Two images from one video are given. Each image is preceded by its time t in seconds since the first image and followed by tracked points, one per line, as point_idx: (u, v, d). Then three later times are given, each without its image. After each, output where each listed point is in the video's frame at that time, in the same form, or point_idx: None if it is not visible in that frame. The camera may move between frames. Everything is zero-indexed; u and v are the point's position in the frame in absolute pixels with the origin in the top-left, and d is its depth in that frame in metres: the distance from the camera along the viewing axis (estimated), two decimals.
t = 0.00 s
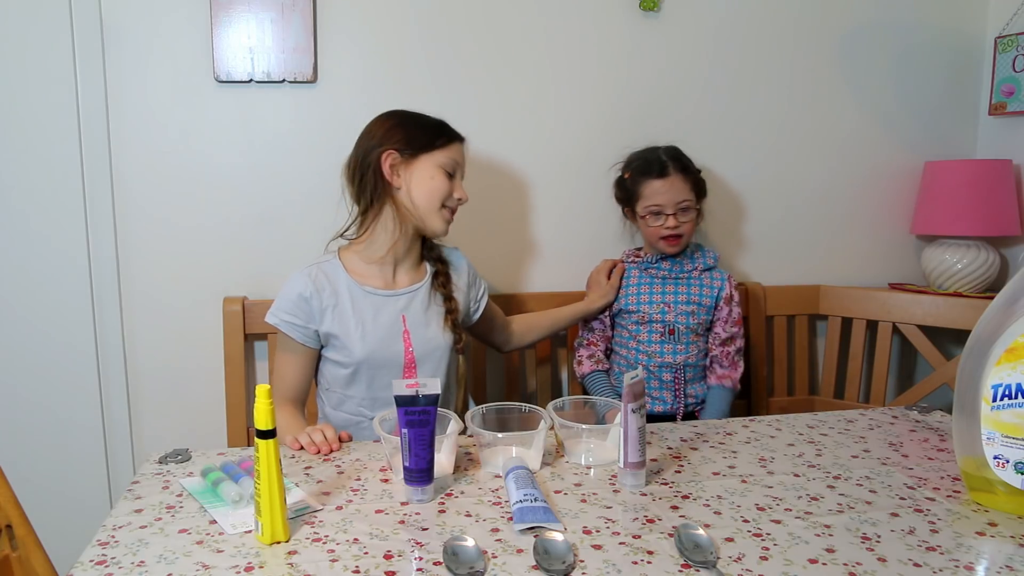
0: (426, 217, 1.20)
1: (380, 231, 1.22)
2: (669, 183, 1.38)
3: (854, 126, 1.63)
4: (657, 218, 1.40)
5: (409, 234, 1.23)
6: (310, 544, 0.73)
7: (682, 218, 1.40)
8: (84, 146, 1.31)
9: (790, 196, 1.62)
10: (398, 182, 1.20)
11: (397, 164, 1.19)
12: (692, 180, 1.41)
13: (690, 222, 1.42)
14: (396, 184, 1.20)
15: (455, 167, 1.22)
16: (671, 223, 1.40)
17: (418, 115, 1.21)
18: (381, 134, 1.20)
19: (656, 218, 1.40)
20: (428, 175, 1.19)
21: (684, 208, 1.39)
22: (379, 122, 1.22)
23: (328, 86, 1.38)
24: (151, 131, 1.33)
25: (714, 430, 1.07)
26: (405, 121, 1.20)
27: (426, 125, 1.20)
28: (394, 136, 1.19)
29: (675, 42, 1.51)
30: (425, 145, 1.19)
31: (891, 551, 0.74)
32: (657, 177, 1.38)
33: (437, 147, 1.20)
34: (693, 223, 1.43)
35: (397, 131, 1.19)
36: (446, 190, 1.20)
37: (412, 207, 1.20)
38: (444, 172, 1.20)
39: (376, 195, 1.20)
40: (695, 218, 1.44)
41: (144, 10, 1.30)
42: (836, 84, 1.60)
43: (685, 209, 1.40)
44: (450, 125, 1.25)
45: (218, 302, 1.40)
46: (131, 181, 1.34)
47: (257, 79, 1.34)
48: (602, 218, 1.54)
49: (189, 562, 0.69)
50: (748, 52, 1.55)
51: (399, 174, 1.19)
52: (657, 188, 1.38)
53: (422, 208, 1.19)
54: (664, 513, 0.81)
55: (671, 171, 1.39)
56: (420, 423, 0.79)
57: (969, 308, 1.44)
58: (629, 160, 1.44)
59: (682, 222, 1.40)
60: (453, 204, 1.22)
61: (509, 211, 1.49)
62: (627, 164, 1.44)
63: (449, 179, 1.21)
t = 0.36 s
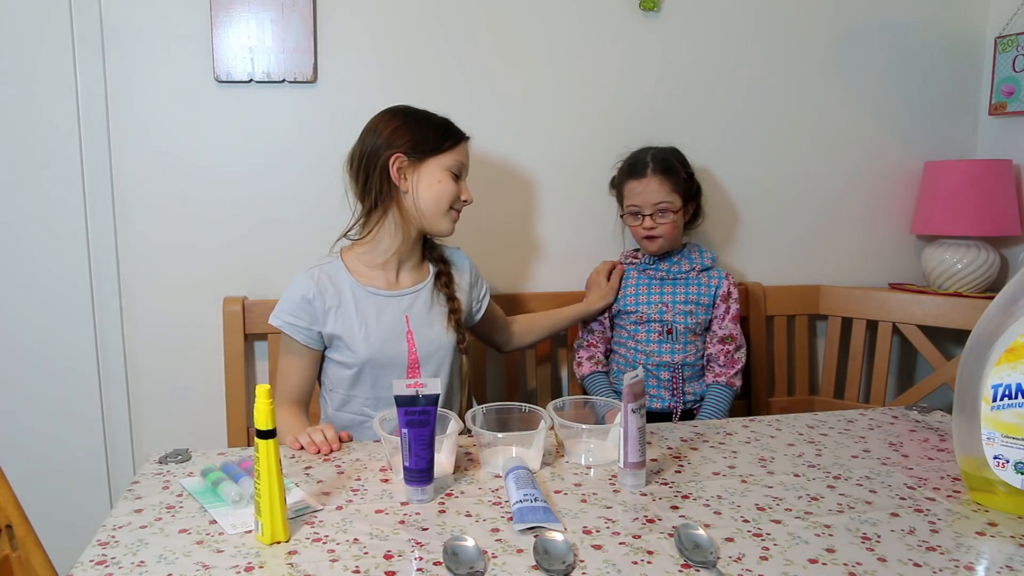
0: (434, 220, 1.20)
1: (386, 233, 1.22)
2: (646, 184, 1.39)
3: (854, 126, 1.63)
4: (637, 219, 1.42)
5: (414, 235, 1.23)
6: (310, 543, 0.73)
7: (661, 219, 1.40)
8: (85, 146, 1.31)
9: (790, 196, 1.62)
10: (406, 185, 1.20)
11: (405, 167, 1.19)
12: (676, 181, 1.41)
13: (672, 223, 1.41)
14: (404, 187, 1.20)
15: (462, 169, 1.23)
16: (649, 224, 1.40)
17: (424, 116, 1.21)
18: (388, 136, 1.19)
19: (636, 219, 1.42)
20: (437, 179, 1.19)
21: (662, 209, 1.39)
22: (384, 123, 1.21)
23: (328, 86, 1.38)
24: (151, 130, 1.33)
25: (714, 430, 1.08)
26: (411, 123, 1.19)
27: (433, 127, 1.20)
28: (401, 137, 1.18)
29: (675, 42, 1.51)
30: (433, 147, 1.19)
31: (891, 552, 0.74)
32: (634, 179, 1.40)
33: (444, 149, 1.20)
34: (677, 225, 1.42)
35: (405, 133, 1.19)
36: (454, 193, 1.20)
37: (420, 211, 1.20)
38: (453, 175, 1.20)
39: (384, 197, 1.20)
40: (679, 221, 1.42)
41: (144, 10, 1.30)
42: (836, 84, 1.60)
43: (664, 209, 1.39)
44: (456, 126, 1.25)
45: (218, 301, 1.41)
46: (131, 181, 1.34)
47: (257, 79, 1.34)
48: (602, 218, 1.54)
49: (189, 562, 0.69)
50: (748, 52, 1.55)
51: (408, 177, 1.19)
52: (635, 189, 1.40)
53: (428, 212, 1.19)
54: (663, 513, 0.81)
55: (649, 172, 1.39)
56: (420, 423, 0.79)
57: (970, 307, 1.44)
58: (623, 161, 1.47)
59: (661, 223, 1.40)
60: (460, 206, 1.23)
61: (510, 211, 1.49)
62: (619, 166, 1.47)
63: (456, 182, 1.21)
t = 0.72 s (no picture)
0: (433, 221, 1.20)
1: (386, 234, 1.22)
2: (638, 179, 1.41)
3: (854, 126, 1.63)
4: (629, 212, 1.43)
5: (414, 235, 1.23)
6: (310, 543, 0.73)
7: (652, 214, 1.41)
8: (85, 146, 1.32)
9: (790, 196, 1.62)
10: (405, 186, 1.20)
11: (405, 168, 1.19)
12: (672, 178, 1.41)
13: (664, 219, 1.41)
14: (403, 188, 1.20)
15: (463, 170, 1.22)
16: (640, 217, 1.41)
17: (425, 116, 1.21)
18: (389, 135, 1.19)
19: (629, 213, 1.43)
20: (436, 180, 1.19)
21: (653, 203, 1.40)
22: (385, 122, 1.20)
23: (328, 86, 1.38)
24: (151, 130, 1.33)
25: (714, 430, 1.08)
26: (412, 123, 1.19)
27: (434, 127, 1.20)
28: (402, 138, 1.18)
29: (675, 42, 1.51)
30: (433, 147, 1.18)
31: (891, 552, 0.74)
32: (628, 174, 1.42)
33: (445, 150, 1.20)
34: (670, 222, 1.42)
35: (406, 132, 1.18)
36: (454, 194, 1.20)
37: (419, 211, 1.20)
38: (452, 176, 1.20)
39: (384, 197, 1.20)
40: (674, 215, 1.43)
41: (144, 9, 1.30)
42: (836, 84, 1.60)
43: (656, 204, 1.40)
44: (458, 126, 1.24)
45: (218, 301, 1.41)
46: (131, 181, 1.34)
47: (257, 79, 1.34)
48: (602, 218, 1.54)
49: (189, 562, 0.69)
50: (748, 52, 1.55)
51: (407, 178, 1.19)
52: (630, 182, 1.42)
53: (427, 213, 1.19)
54: (664, 513, 0.81)
55: (644, 167, 1.40)
56: (420, 423, 0.79)
57: (970, 307, 1.44)
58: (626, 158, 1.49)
59: (652, 217, 1.41)
60: (460, 207, 1.22)
61: (510, 210, 1.49)
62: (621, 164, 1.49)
63: (456, 182, 1.21)
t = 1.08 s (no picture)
0: (429, 221, 1.20)
1: (384, 234, 1.22)
2: (627, 169, 1.44)
3: (854, 126, 1.63)
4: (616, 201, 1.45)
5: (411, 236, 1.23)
6: (311, 543, 0.73)
7: (634, 203, 1.41)
8: (85, 146, 1.32)
9: (790, 196, 1.62)
10: (402, 187, 1.20)
11: (401, 169, 1.19)
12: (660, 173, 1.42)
13: (645, 210, 1.41)
14: (400, 189, 1.20)
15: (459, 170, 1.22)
16: (622, 205, 1.42)
17: (423, 116, 1.20)
18: (387, 135, 1.19)
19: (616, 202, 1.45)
20: (433, 180, 1.19)
21: (636, 191, 1.41)
22: (382, 123, 1.20)
23: (328, 86, 1.38)
24: (151, 131, 1.33)
25: (714, 430, 1.08)
26: (409, 123, 1.19)
27: (431, 127, 1.19)
28: (398, 138, 1.18)
29: (675, 42, 1.51)
30: (430, 148, 1.18)
31: (891, 552, 0.74)
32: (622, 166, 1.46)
33: (442, 151, 1.19)
34: (651, 214, 1.41)
35: (403, 132, 1.18)
36: (450, 195, 1.20)
37: (416, 212, 1.20)
38: (449, 176, 1.20)
39: (381, 198, 1.20)
40: (657, 210, 1.42)
41: (144, 9, 1.30)
42: (836, 84, 1.60)
43: (639, 193, 1.41)
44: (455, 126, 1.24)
45: (218, 302, 1.41)
46: (131, 181, 1.34)
47: (257, 79, 1.34)
48: (601, 218, 1.54)
49: (189, 562, 0.69)
50: (748, 52, 1.55)
51: (404, 179, 1.19)
52: (622, 172, 1.45)
53: (424, 213, 1.19)
54: (664, 513, 0.81)
55: (635, 161, 1.44)
56: (420, 423, 0.79)
57: (970, 307, 1.44)
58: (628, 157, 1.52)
59: (633, 206, 1.41)
60: (457, 207, 1.22)
61: (510, 210, 1.49)
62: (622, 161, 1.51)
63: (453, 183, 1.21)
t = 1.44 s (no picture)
0: (429, 222, 1.20)
1: (384, 234, 1.22)
2: (628, 172, 1.43)
3: (854, 126, 1.63)
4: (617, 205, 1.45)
5: (412, 236, 1.23)
6: (310, 543, 0.73)
7: (636, 208, 1.41)
8: (84, 146, 1.32)
9: (790, 196, 1.62)
10: (402, 187, 1.20)
11: (402, 169, 1.19)
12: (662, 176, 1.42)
13: (648, 215, 1.41)
14: (401, 189, 1.20)
15: (460, 171, 1.22)
16: (625, 210, 1.42)
17: (423, 116, 1.20)
18: (388, 135, 1.19)
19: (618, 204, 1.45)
20: (433, 181, 1.18)
21: (638, 197, 1.41)
22: (384, 122, 1.20)
23: (328, 86, 1.38)
24: (151, 131, 1.33)
25: (714, 430, 1.08)
26: (409, 123, 1.19)
27: (432, 127, 1.19)
28: (399, 138, 1.18)
29: (675, 42, 1.51)
30: (430, 148, 1.18)
31: (891, 552, 0.74)
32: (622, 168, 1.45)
33: (442, 151, 1.19)
34: (655, 218, 1.42)
35: (404, 132, 1.18)
36: (450, 195, 1.19)
37: (416, 212, 1.20)
38: (449, 177, 1.20)
39: (382, 198, 1.20)
40: (660, 213, 1.42)
41: (144, 10, 1.30)
42: (836, 84, 1.60)
43: (640, 199, 1.41)
44: (456, 126, 1.23)
45: (218, 302, 1.41)
46: (131, 181, 1.34)
47: (257, 79, 1.34)
48: (602, 218, 1.54)
49: (189, 563, 0.69)
50: (748, 52, 1.55)
51: (404, 179, 1.19)
52: (622, 174, 1.44)
53: (424, 214, 1.19)
54: (663, 513, 0.81)
55: (634, 163, 1.43)
56: (420, 423, 0.79)
57: (970, 308, 1.44)
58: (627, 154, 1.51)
59: (636, 211, 1.41)
60: (457, 207, 1.22)
61: (510, 211, 1.49)
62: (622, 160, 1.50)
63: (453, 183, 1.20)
